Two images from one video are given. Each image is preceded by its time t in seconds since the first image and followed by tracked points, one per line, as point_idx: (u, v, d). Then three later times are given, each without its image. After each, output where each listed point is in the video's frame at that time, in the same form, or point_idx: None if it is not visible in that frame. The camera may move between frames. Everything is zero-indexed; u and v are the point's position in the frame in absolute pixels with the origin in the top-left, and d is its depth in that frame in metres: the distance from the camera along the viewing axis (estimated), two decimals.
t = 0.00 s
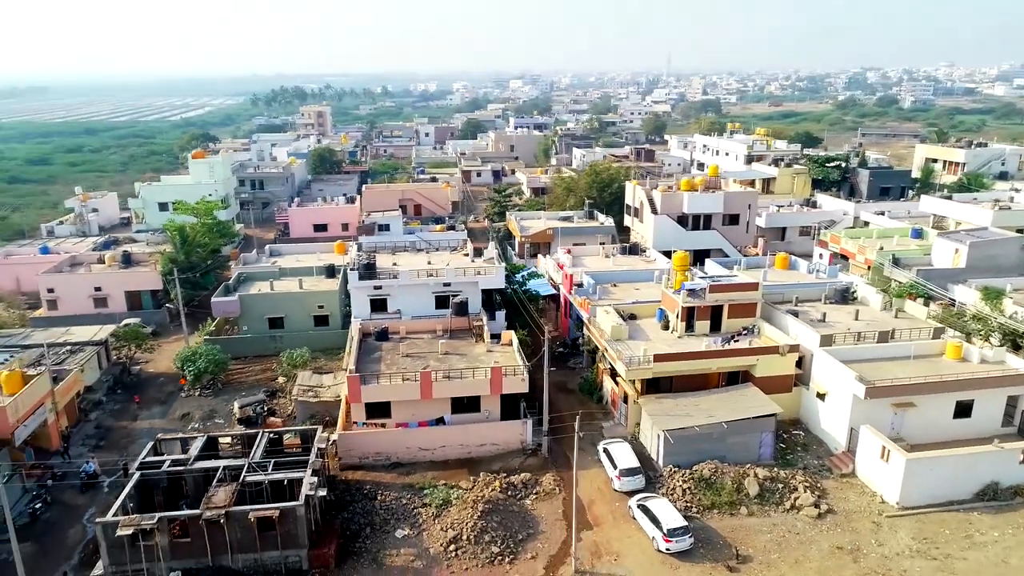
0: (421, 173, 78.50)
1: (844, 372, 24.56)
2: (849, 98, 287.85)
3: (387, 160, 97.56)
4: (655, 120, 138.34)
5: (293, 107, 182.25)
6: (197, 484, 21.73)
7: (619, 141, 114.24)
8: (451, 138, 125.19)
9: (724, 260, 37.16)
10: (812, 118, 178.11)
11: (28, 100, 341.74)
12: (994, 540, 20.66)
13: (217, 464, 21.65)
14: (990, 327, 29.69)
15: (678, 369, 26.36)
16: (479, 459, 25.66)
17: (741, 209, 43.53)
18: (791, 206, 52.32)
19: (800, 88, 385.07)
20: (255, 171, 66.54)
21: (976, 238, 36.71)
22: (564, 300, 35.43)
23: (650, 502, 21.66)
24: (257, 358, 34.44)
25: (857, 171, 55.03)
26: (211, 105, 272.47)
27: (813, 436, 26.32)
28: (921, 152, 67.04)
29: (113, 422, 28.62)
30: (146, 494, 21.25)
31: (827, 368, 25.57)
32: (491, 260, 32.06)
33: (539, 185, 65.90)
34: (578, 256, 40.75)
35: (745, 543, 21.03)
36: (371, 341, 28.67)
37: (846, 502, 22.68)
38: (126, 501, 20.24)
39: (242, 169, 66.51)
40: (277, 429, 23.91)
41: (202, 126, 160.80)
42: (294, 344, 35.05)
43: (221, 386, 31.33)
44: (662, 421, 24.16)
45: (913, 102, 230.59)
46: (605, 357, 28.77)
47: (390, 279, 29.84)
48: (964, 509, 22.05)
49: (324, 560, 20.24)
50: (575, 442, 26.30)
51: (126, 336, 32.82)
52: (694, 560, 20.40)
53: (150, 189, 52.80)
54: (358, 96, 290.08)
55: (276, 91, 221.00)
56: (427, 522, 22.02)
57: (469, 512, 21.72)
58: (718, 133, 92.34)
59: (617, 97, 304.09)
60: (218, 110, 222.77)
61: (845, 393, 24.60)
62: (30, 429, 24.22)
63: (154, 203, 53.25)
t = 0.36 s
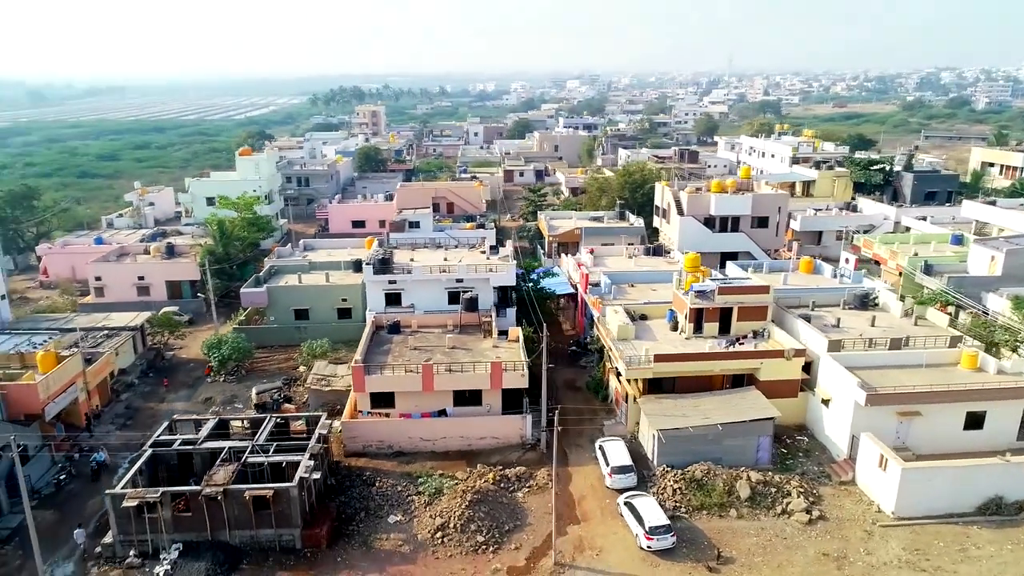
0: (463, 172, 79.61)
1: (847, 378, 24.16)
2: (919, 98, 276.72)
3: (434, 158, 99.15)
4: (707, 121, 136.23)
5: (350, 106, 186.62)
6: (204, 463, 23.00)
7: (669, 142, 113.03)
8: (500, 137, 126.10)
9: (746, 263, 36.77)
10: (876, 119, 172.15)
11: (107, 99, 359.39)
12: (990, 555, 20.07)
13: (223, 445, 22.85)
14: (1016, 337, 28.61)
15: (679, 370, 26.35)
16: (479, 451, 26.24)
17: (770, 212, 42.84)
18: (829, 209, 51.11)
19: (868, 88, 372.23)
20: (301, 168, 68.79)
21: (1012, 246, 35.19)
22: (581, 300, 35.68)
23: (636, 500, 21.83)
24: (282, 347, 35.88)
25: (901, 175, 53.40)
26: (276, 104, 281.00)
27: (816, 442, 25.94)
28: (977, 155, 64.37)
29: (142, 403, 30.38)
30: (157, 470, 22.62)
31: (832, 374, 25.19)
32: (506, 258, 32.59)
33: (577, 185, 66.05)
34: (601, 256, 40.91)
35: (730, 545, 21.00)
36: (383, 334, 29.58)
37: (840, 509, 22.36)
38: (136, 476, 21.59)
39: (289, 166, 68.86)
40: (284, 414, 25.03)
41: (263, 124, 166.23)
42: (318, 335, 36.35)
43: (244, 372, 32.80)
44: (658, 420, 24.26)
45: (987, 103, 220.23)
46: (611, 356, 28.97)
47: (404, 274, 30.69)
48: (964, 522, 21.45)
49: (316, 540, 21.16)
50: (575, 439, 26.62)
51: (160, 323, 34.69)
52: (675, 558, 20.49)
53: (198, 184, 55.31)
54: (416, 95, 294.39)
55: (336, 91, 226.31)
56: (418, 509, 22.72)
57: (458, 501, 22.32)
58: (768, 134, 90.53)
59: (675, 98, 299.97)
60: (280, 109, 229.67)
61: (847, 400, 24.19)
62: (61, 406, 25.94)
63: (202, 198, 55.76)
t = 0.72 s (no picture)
0: (505, 172, 80.32)
1: (847, 385, 23.81)
2: (997, 98, 264.31)
3: (479, 158, 100.21)
4: (761, 122, 133.38)
5: (405, 105, 189.81)
6: (214, 444, 24.30)
7: (718, 143, 111.27)
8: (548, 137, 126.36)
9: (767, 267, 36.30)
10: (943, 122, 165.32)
11: (178, 99, 374.16)
12: (980, 570, 19.59)
13: (231, 428, 24.10)
14: None
15: (680, 372, 26.40)
16: (478, 445, 26.83)
17: (799, 215, 42.06)
18: (868, 214, 49.79)
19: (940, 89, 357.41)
20: (345, 166, 70.75)
21: None
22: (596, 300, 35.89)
23: (622, 498, 22.07)
24: (306, 339, 37.25)
25: (946, 179, 51.92)
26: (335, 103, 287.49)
27: (818, 450, 25.61)
28: None
29: (170, 387, 32.10)
30: (170, 449, 24.03)
31: (834, 381, 24.82)
32: (519, 257, 33.10)
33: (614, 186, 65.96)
34: (623, 258, 40.99)
35: (713, 547, 21.03)
36: (394, 328, 30.49)
37: (832, 517, 22.09)
38: (149, 453, 23.01)
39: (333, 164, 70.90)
40: (292, 402, 26.15)
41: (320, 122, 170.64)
42: (340, 327, 37.58)
43: (267, 361, 34.25)
44: (653, 421, 24.38)
45: None
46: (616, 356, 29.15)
47: (418, 270, 31.54)
48: (959, 536, 20.96)
49: (311, 523, 22.13)
50: (574, 437, 26.94)
51: (192, 312, 36.50)
52: (656, 557, 20.66)
53: (243, 181, 57.60)
54: (471, 95, 296.89)
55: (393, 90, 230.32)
56: (411, 498, 23.45)
57: (449, 492, 22.96)
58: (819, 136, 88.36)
59: (734, 99, 294.83)
60: (338, 109, 235.14)
61: (847, 407, 23.85)
62: (91, 386, 27.73)
63: (246, 194, 58.08)
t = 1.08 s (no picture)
0: (546, 173, 80.69)
1: (847, 393, 23.46)
2: None
3: (524, 159, 100.81)
4: (817, 125, 129.86)
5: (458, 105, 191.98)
6: (226, 429, 25.58)
7: (769, 146, 109.03)
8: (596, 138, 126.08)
9: (790, 273, 35.72)
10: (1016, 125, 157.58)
11: (245, 99, 387.08)
12: None
13: (241, 414, 25.32)
14: None
15: (681, 375, 26.40)
16: (481, 439, 27.42)
17: (830, 220, 41.14)
18: (909, 220, 48.31)
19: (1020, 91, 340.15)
20: (387, 166, 72.40)
21: None
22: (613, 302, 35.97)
23: (609, 496, 22.31)
24: (331, 332, 38.54)
25: (995, 186, 50.28)
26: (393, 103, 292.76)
27: (820, 458, 25.22)
28: None
29: (198, 374, 33.80)
30: (185, 431, 25.42)
31: (836, 388, 24.45)
32: (534, 257, 33.55)
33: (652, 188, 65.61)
34: (646, 260, 40.94)
35: (696, 549, 21.08)
36: (408, 323, 31.37)
37: (823, 525, 21.82)
38: (163, 434, 24.42)
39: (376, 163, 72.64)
40: (303, 392, 27.27)
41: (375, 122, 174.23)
42: (364, 322, 38.72)
43: (291, 352, 35.63)
44: (648, 422, 24.49)
45: None
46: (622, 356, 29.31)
47: (432, 268, 32.36)
48: (953, 551, 20.46)
49: (309, 507, 23.10)
50: (575, 436, 27.25)
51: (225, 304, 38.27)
52: (637, 556, 20.84)
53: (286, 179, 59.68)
54: (526, 95, 297.99)
55: (448, 91, 233.16)
56: (407, 488, 24.22)
57: (442, 483, 23.61)
58: (872, 139, 85.76)
59: (795, 99, 286.80)
60: (394, 109, 239.44)
61: (846, 416, 23.49)
62: (121, 369, 29.51)
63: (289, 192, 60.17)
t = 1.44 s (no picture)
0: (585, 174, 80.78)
1: (844, 401, 23.11)
2: None
3: (566, 160, 101.00)
4: (874, 127, 125.83)
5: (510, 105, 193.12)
6: (237, 414, 26.87)
7: (821, 149, 106.27)
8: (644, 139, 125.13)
9: (810, 278, 35.09)
10: None
11: (307, 98, 397.20)
12: None
13: (251, 401, 26.55)
14: None
15: (681, 376, 26.40)
16: (482, 434, 28.00)
17: (859, 225, 40.17)
18: (949, 226, 46.72)
19: None
20: (427, 165, 73.72)
21: None
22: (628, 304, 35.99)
23: (595, 493, 22.55)
24: (354, 326, 39.73)
25: None
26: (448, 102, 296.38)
27: (819, 466, 24.87)
28: None
29: (224, 362, 35.41)
30: (199, 415, 26.81)
31: (835, 395, 24.10)
32: (547, 256, 33.96)
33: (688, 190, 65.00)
34: (667, 262, 40.80)
35: (677, 549, 21.17)
36: (420, 319, 32.22)
37: (810, 533, 21.62)
38: (177, 417, 25.82)
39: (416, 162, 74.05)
40: (312, 381, 28.35)
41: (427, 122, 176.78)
42: (386, 317, 39.78)
43: (313, 344, 36.92)
44: (642, 422, 24.62)
45: None
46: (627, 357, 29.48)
47: (446, 265, 33.15)
48: (942, 565, 20.01)
49: (308, 492, 24.09)
50: (574, 435, 27.56)
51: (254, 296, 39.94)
52: (617, 554, 21.09)
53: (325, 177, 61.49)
54: (581, 95, 297.39)
55: (502, 91, 234.71)
56: (403, 478, 24.97)
57: (436, 474, 24.28)
58: (927, 142, 82.83)
59: (857, 101, 277.83)
60: (448, 109, 242.35)
61: (842, 423, 23.15)
62: (149, 355, 31.21)
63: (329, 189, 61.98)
